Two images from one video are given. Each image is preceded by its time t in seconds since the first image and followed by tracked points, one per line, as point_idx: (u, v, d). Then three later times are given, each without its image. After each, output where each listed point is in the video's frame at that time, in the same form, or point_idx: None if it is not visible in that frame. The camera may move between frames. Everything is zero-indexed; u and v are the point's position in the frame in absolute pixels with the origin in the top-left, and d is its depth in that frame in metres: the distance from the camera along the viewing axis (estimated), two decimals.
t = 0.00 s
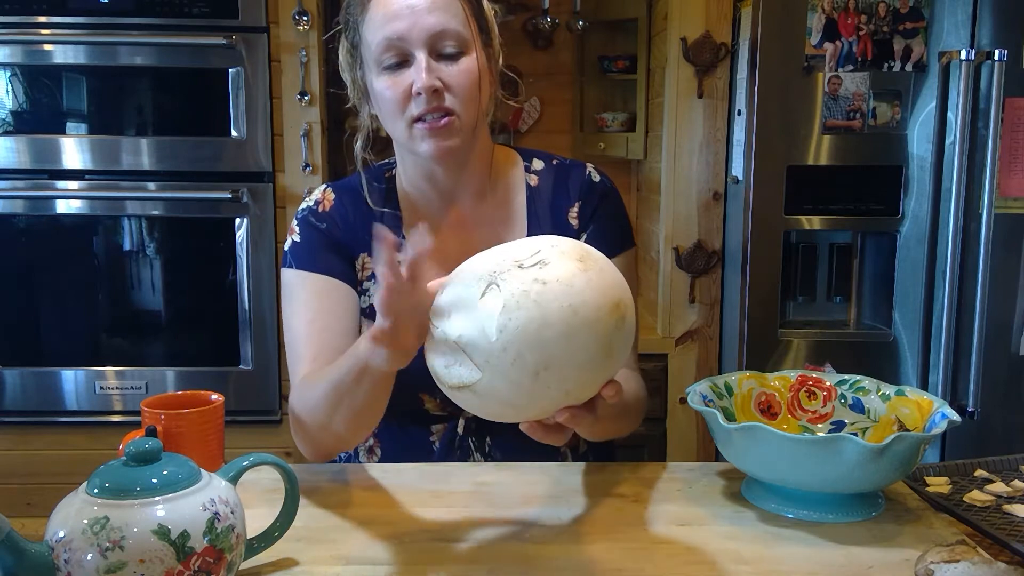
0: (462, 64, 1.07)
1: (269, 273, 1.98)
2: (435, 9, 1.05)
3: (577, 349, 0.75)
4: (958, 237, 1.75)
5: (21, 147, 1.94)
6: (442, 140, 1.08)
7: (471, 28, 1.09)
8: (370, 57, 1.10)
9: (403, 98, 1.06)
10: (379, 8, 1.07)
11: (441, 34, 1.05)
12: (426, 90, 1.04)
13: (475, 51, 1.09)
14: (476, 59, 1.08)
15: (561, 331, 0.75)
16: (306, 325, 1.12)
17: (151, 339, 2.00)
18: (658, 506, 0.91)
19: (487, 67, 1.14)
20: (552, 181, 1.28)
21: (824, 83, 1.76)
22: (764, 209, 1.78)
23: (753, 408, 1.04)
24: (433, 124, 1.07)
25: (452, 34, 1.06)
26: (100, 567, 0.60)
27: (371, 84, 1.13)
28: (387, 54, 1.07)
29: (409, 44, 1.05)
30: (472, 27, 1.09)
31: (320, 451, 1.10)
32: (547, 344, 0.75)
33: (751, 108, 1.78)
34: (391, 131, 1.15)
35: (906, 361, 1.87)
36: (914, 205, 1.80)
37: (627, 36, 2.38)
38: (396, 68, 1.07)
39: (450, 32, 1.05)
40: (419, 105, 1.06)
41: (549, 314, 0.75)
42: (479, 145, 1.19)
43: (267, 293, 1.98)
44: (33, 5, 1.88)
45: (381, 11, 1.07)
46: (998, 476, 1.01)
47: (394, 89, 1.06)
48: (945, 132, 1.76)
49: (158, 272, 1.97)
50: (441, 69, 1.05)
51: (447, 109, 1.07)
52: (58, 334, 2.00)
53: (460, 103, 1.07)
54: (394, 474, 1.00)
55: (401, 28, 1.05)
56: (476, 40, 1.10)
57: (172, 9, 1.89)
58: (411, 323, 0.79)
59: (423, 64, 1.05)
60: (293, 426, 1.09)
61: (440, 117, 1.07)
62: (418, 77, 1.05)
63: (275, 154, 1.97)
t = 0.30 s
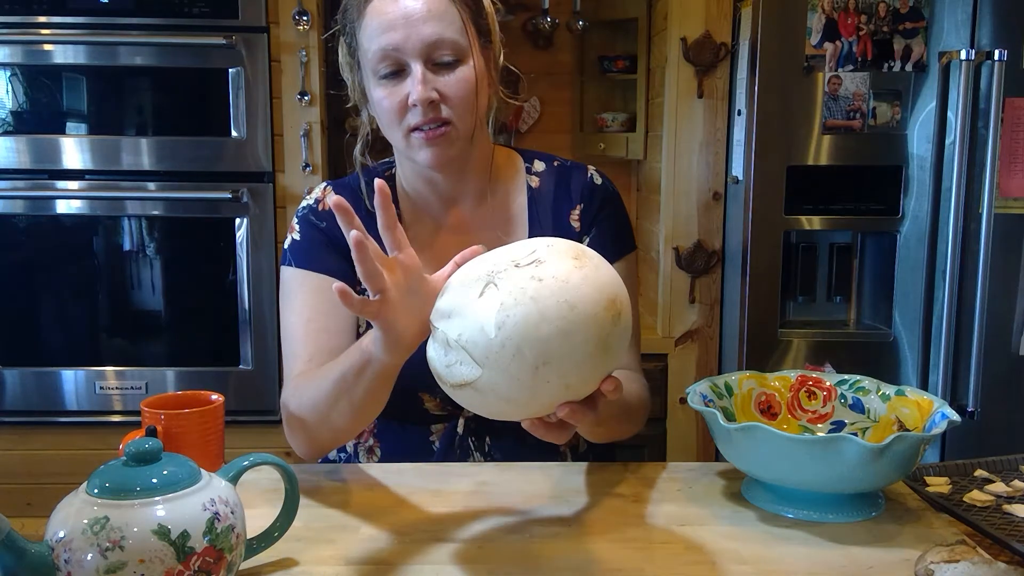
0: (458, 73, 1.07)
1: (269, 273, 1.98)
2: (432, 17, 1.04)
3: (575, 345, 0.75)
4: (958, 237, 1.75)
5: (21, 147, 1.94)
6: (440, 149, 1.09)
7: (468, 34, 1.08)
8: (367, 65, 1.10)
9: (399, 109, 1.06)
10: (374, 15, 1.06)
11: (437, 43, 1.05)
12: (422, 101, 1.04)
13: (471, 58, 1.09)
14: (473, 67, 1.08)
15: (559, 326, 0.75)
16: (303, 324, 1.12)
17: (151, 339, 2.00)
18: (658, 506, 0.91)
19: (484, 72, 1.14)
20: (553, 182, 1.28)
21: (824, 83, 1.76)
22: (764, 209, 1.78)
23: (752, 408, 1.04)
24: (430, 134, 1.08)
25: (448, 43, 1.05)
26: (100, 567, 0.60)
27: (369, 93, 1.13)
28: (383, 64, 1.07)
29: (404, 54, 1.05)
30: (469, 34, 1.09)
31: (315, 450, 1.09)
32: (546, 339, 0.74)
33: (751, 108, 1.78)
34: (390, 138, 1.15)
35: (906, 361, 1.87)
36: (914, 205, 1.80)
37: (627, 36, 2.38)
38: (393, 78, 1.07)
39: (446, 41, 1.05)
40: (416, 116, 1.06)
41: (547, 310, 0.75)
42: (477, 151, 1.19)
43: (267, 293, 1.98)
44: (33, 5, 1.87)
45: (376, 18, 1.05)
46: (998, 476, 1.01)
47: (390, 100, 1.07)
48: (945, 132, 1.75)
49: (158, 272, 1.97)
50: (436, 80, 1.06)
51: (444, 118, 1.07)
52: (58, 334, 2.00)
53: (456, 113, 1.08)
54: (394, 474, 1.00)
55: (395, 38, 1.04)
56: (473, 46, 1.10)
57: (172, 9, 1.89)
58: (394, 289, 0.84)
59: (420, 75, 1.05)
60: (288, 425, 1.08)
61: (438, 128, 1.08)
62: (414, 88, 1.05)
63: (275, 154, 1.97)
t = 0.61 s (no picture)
0: (454, 74, 1.07)
1: (269, 273, 1.98)
2: (427, 19, 1.04)
3: (577, 346, 0.75)
4: (958, 236, 1.75)
5: (21, 148, 1.94)
6: (438, 150, 1.09)
7: (464, 35, 1.07)
8: (365, 66, 1.10)
9: (396, 111, 1.07)
10: (371, 18, 1.06)
11: (433, 45, 1.04)
12: (418, 103, 1.05)
13: (468, 58, 1.09)
14: (469, 68, 1.08)
15: (561, 326, 0.75)
16: (302, 322, 1.11)
17: (151, 339, 2.00)
18: (658, 506, 0.91)
19: (481, 71, 1.14)
20: (553, 182, 1.28)
21: (824, 83, 1.76)
22: (764, 209, 1.78)
23: (752, 408, 1.04)
24: (427, 135, 1.08)
25: (444, 45, 1.05)
26: (100, 567, 0.60)
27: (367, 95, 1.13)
28: (380, 66, 1.06)
29: (400, 57, 1.05)
30: (465, 34, 1.08)
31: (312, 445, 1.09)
32: (548, 339, 0.75)
33: (751, 108, 1.78)
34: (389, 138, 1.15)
35: (906, 361, 1.87)
36: (914, 205, 1.80)
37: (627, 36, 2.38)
38: (390, 80, 1.07)
39: (441, 43, 1.05)
40: (413, 118, 1.06)
41: (548, 311, 0.75)
42: (476, 150, 1.19)
43: (267, 292, 1.98)
44: (34, 5, 1.87)
45: (373, 21, 1.05)
46: (998, 476, 1.01)
47: (387, 102, 1.07)
48: (945, 132, 1.75)
49: (158, 272, 1.97)
50: (433, 82, 1.06)
51: (441, 121, 1.07)
52: (58, 334, 2.00)
53: (452, 114, 1.08)
54: (394, 473, 1.00)
55: (391, 42, 1.04)
56: (469, 47, 1.09)
57: (172, 10, 1.89)
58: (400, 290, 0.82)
59: (416, 76, 1.05)
60: (285, 421, 1.08)
61: (435, 129, 1.08)
62: (410, 90, 1.05)
63: (275, 154, 1.97)
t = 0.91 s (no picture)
0: (452, 71, 1.06)
1: (269, 272, 1.98)
2: (424, 18, 1.04)
3: (582, 353, 0.75)
4: (958, 236, 1.75)
5: (21, 148, 1.94)
6: (439, 148, 1.09)
7: (461, 33, 1.08)
8: (363, 66, 1.10)
9: (396, 110, 1.07)
10: (368, 18, 1.06)
11: (431, 43, 1.04)
12: (417, 101, 1.05)
13: (466, 56, 1.09)
14: (466, 66, 1.08)
15: (566, 333, 0.75)
16: (303, 322, 1.11)
17: (151, 338, 2.00)
18: (659, 506, 0.91)
19: (480, 71, 1.14)
20: (553, 181, 1.28)
21: (824, 83, 1.76)
22: (764, 209, 1.78)
23: (753, 408, 1.04)
24: (427, 134, 1.08)
25: (442, 42, 1.05)
26: (101, 567, 0.60)
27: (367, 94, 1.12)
28: (378, 66, 1.07)
29: (398, 56, 1.05)
30: (462, 32, 1.08)
31: (307, 443, 1.09)
32: (554, 347, 0.75)
33: (750, 108, 1.78)
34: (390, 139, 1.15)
35: (906, 361, 1.87)
36: (914, 204, 1.80)
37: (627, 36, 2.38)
38: (389, 80, 1.07)
39: (439, 41, 1.05)
40: (412, 116, 1.06)
41: (554, 318, 0.75)
42: (476, 145, 1.18)
43: (267, 292, 1.98)
44: (33, 5, 1.87)
45: (370, 20, 1.05)
46: (998, 476, 1.01)
47: (387, 101, 1.07)
48: (945, 132, 1.75)
49: (158, 272, 1.97)
50: (431, 80, 1.05)
51: (440, 119, 1.07)
52: (58, 334, 2.00)
53: (451, 111, 1.08)
54: (394, 473, 1.00)
55: (389, 41, 1.04)
56: (467, 45, 1.09)
57: (172, 10, 1.89)
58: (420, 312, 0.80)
59: (414, 75, 1.05)
60: (284, 418, 1.08)
61: (434, 127, 1.08)
62: (409, 89, 1.05)
63: (275, 154, 1.97)
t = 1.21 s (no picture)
0: (451, 66, 1.07)
1: (269, 272, 1.98)
2: (422, 14, 1.04)
3: (580, 348, 0.75)
4: (958, 236, 1.75)
5: (21, 148, 1.94)
6: (440, 143, 1.09)
7: (459, 29, 1.08)
8: (362, 63, 1.10)
9: (396, 106, 1.06)
10: (366, 15, 1.06)
11: (429, 39, 1.05)
12: (417, 96, 1.04)
13: (464, 51, 1.09)
14: (465, 60, 1.08)
15: (564, 328, 0.75)
16: (303, 321, 1.11)
17: (151, 338, 2.00)
18: (659, 506, 0.91)
19: (479, 67, 1.14)
20: (553, 181, 1.28)
21: (824, 83, 1.76)
22: (764, 209, 1.78)
23: (753, 408, 1.04)
24: (427, 129, 1.08)
25: (440, 38, 1.05)
26: (101, 567, 0.60)
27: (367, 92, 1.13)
28: (377, 63, 1.07)
29: (397, 52, 1.05)
30: (460, 28, 1.09)
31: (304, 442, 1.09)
32: (551, 341, 0.74)
33: (751, 108, 1.78)
34: (390, 136, 1.15)
35: (906, 360, 1.87)
36: (914, 205, 1.80)
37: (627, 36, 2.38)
38: (388, 76, 1.07)
39: (437, 36, 1.05)
40: (412, 111, 1.06)
41: (551, 312, 0.75)
42: (476, 142, 1.18)
43: (267, 292, 1.98)
44: (34, 5, 1.87)
45: (368, 18, 1.06)
46: (998, 476, 1.01)
47: (387, 97, 1.07)
48: (945, 132, 1.75)
49: (158, 272, 1.97)
50: (430, 75, 1.05)
51: (439, 114, 1.07)
52: (58, 334, 2.00)
53: (451, 106, 1.07)
54: (394, 473, 1.00)
55: (387, 37, 1.04)
56: (465, 41, 1.10)
57: (172, 10, 1.89)
58: (395, 297, 0.82)
59: (413, 70, 1.05)
60: (282, 416, 1.08)
61: (435, 122, 1.08)
62: (409, 84, 1.05)
63: (275, 154, 1.97)
